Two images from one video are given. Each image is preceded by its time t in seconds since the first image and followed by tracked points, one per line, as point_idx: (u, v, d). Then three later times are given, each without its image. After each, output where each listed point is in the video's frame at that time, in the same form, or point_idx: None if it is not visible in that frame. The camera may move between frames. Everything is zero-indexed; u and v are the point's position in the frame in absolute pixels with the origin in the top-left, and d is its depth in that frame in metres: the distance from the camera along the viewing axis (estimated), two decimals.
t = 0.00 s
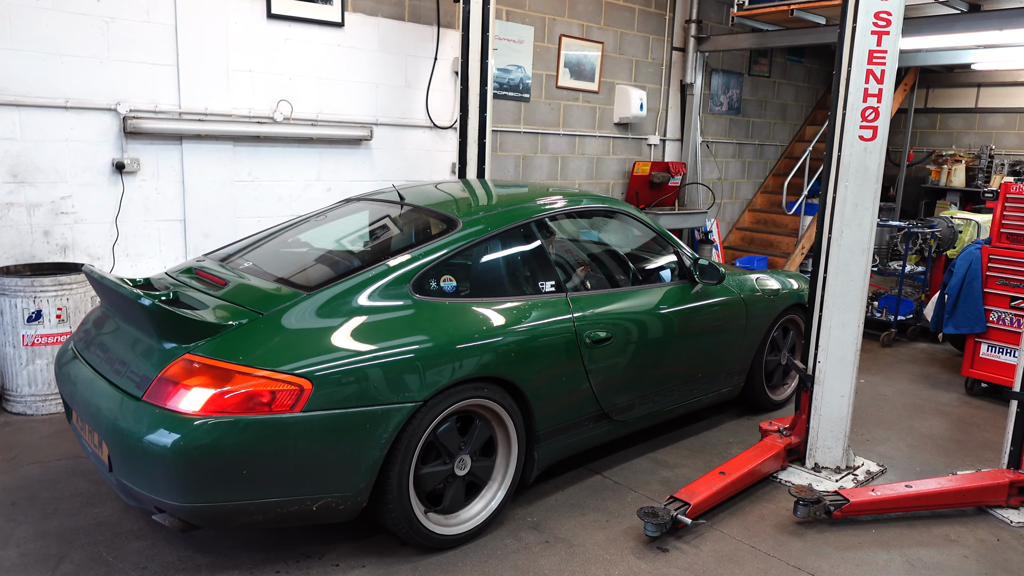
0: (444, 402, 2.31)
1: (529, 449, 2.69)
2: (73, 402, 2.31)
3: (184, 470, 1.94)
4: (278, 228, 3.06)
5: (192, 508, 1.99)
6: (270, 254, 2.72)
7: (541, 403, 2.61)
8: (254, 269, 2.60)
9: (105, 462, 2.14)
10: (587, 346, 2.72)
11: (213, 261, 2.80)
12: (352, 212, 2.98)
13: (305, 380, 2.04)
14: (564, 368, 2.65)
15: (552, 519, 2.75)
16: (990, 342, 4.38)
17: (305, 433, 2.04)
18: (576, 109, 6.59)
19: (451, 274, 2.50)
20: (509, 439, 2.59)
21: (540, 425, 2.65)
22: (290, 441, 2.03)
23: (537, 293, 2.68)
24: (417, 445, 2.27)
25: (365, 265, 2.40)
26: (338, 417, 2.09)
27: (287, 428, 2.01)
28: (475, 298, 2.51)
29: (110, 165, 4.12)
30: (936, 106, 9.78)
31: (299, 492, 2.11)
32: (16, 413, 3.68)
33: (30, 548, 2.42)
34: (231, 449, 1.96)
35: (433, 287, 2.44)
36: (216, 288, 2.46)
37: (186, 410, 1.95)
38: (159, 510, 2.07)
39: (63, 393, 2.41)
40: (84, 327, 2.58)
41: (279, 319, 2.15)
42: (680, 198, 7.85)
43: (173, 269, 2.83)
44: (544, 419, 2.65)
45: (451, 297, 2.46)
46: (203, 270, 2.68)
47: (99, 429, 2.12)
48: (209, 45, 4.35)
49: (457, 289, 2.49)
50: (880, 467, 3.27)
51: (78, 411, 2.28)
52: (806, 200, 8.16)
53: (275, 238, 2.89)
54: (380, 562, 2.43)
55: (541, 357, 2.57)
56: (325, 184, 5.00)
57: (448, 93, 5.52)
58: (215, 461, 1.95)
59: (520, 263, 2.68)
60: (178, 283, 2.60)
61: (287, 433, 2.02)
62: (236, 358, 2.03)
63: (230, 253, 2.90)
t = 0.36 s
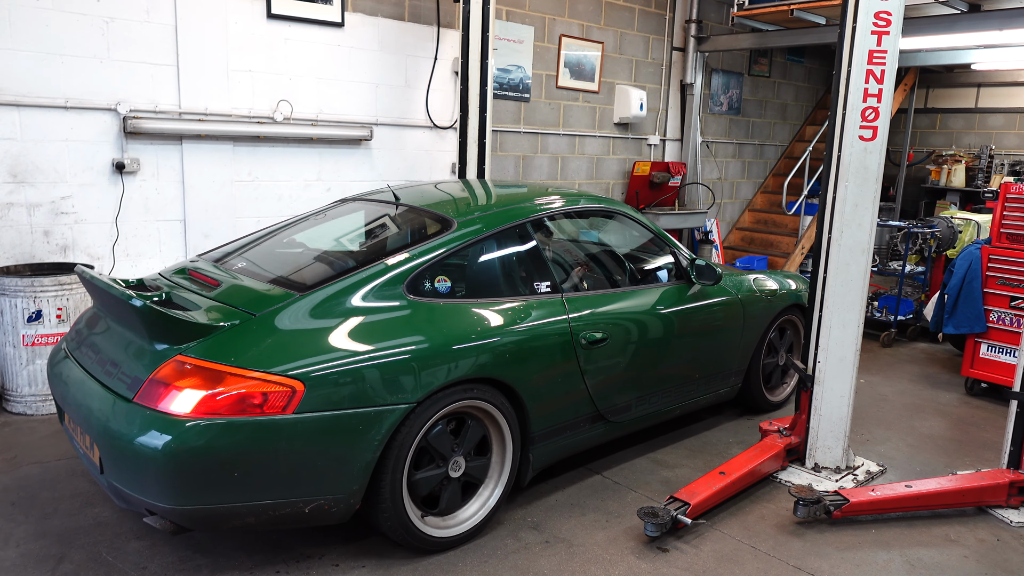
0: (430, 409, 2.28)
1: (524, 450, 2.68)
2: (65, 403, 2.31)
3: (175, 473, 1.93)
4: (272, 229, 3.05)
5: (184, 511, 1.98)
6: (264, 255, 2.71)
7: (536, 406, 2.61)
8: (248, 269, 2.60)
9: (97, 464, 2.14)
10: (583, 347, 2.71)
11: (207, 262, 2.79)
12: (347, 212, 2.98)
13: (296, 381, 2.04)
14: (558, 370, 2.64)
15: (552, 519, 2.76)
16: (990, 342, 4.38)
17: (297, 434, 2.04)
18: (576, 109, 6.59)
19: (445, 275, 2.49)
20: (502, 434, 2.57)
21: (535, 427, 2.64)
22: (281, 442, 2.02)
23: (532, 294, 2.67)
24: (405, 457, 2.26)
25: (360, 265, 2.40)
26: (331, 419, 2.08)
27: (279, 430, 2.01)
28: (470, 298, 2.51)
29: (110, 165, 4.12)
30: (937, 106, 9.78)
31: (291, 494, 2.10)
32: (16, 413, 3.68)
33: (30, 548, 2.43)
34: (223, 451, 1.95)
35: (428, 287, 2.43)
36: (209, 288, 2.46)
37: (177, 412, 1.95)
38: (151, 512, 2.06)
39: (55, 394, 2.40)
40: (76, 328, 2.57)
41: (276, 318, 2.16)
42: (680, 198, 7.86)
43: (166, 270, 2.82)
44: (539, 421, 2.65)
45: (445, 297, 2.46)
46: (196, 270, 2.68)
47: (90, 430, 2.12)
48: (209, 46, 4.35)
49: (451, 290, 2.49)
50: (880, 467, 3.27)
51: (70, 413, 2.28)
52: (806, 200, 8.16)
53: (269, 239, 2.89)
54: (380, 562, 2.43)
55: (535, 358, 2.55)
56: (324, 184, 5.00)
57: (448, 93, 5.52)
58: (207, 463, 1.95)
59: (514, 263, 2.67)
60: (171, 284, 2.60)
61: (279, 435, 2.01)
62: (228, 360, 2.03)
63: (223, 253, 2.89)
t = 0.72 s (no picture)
0: (408, 419, 2.25)
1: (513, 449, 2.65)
2: (46, 406, 2.28)
3: (156, 478, 1.91)
4: (261, 230, 3.03)
5: (165, 516, 1.96)
6: (251, 256, 2.70)
7: (524, 409, 2.58)
8: (234, 270, 2.58)
9: (77, 468, 2.11)
10: (573, 349, 2.68)
11: (193, 264, 2.77)
12: (335, 213, 2.97)
13: (279, 385, 2.02)
14: (547, 372, 2.61)
15: (552, 519, 2.76)
16: (989, 342, 4.38)
17: (280, 439, 2.01)
18: (576, 109, 6.59)
19: (432, 276, 2.47)
20: (488, 432, 2.53)
21: (524, 430, 2.62)
22: (263, 447, 2.00)
23: (522, 296, 2.65)
24: (388, 471, 2.24)
25: (349, 265, 2.40)
26: (319, 422, 2.07)
27: (261, 434, 1.98)
28: (459, 300, 2.50)
29: (110, 165, 4.12)
30: (936, 106, 9.78)
31: (273, 499, 2.07)
32: (16, 413, 3.68)
33: (30, 548, 2.42)
34: (204, 455, 1.93)
35: (415, 289, 2.42)
36: (193, 291, 2.44)
37: (158, 416, 1.92)
38: (132, 518, 2.03)
39: (37, 398, 2.37)
40: (59, 330, 2.55)
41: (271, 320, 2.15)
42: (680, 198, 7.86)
43: (152, 271, 2.80)
44: (527, 424, 2.62)
45: (434, 299, 2.44)
46: (181, 273, 2.66)
47: (71, 434, 2.09)
48: (209, 46, 4.35)
49: (440, 291, 2.47)
50: (880, 467, 3.27)
51: (52, 416, 2.25)
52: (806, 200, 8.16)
53: (256, 240, 2.88)
54: (381, 562, 2.43)
55: (524, 360, 2.53)
56: (325, 184, 5.00)
57: (448, 93, 5.52)
58: (188, 468, 1.92)
59: (505, 264, 2.66)
60: (156, 286, 2.58)
61: (261, 439, 1.99)
62: (210, 362, 2.00)
63: (209, 255, 2.87)
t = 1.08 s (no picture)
0: (355, 453, 2.13)
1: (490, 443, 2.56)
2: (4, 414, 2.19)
3: (110, 489, 1.81)
4: (232, 232, 2.93)
5: (121, 530, 1.86)
6: (224, 258, 2.61)
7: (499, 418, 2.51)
8: (202, 273, 2.49)
9: (32, 479, 2.01)
10: (552, 354, 2.61)
11: (160, 267, 2.67)
12: (310, 214, 2.88)
13: (241, 392, 1.93)
14: (524, 378, 2.54)
15: (551, 519, 2.76)
16: (989, 342, 4.38)
17: (243, 448, 1.93)
18: (576, 109, 6.59)
19: (406, 279, 2.39)
20: (461, 429, 2.42)
21: (500, 435, 2.54)
22: (225, 455, 1.91)
23: (500, 299, 2.58)
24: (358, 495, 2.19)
25: (323, 265, 2.32)
26: (290, 428, 1.99)
27: (222, 443, 1.90)
28: (432, 303, 2.41)
29: (109, 164, 4.12)
30: (936, 106, 9.78)
31: (235, 511, 1.98)
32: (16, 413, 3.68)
33: (29, 548, 2.42)
34: (162, 465, 1.84)
35: (387, 292, 2.34)
36: (157, 294, 2.34)
37: (113, 425, 1.83)
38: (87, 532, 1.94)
39: None
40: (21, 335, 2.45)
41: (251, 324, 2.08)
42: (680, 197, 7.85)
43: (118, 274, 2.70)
44: (504, 430, 2.55)
45: (406, 303, 2.35)
46: (148, 276, 2.56)
47: (26, 444, 1.99)
48: (209, 46, 4.35)
49: (412, 295, 2.39)
50: (879, 467, 3.28)
51: (8, 424, 2.16)
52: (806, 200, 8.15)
53: (231, 241, 2.79)
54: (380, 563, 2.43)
55: (501, 365, 2.46)
56: (324, 184, 5.00)
57: (447, 93, 5.52)
58: (145, 478, 1.83)
59: (482, 267, 2.58)
60: (121, 289, 2.48)
61: (222, 448, 1.90)
62: (170, 369, 1.91)
63: (179, 258, 2.78)
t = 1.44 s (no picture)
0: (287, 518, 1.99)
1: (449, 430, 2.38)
2: None
3: (36, 508, 1.67)
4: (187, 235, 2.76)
5: (48, 551, 1.71)
6: (180, 259, 2.46)
7: (462, 430, 2.38)
8: (156, 274, 2.35)
9: None
10: (519, 362, 2.48)
11: (110, 271, 2.50)
12: (272, 216, 2.74)
13: (179, 405, 1.79)
14: (489, 388, 2.41)
15: (555, 519, 2.76)
16: (993, 342, 4.37)
17: (182, 463, 1.79)
18: (579, 109, 6.58)
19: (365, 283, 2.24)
20: (406, 426, 2.23)
21: (463, 446, 2.41)
22: (161, 471, 1.77)
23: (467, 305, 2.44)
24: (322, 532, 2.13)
25: (280, 267, 2.19)
26: (235, 441, 1.86)
27: (160, 459, 1.76)
28: (392, 310, 2.26)
29: (114, 164, 4.13)
30: (940, 106, 9.76)
31: (172, 530, 1.84)
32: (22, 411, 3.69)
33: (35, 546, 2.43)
34: (92, 483, 1.70)
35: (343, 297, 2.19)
36: (100, 299, 2.19)
37: (40, 440, 1.68)
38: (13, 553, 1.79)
39: None
40: None
41: (222, 323, 1.96)
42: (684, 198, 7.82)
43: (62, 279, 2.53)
44: (468, 442, 2.42)
45: (364, 309, 2.21)
46: (95, 279, 2.40)
47: None
48: (213, 46, 4.36)
49: (371, 300, 2.24)
50: (883, 467, 3.27)
51: None
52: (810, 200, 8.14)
53: (191, 241, 2.64)
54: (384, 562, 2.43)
55: (478, 373, 2.37)
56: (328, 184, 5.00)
57: (451, 93, 5.53)
58: (73, 497, 1.69)
59: (447, 271, 2.44)
60: (64, 292, 2.32)
61: (159, 464, 1.76)
62: (103, 379, 1.76)
63: (130, 261, 2.60)
